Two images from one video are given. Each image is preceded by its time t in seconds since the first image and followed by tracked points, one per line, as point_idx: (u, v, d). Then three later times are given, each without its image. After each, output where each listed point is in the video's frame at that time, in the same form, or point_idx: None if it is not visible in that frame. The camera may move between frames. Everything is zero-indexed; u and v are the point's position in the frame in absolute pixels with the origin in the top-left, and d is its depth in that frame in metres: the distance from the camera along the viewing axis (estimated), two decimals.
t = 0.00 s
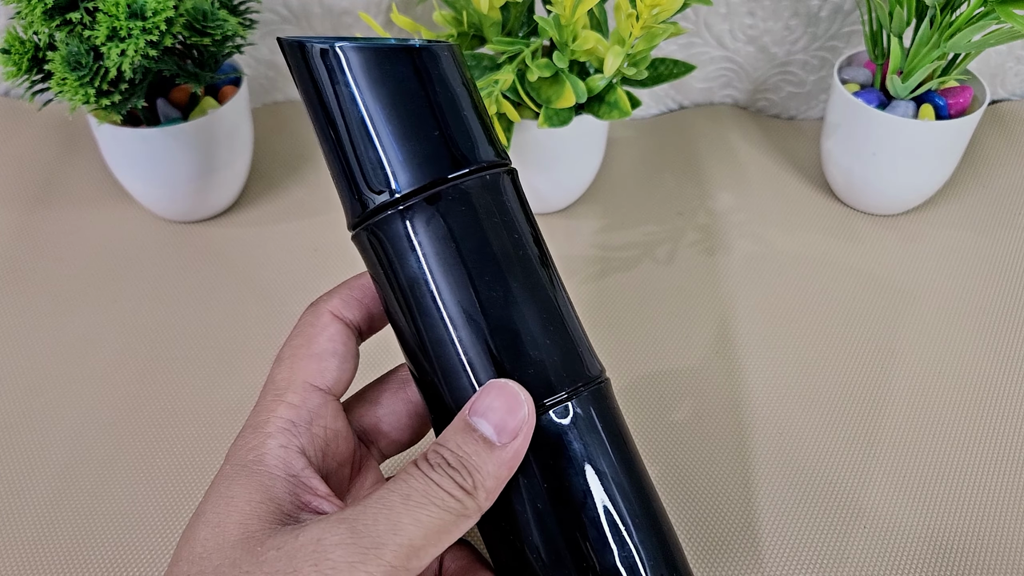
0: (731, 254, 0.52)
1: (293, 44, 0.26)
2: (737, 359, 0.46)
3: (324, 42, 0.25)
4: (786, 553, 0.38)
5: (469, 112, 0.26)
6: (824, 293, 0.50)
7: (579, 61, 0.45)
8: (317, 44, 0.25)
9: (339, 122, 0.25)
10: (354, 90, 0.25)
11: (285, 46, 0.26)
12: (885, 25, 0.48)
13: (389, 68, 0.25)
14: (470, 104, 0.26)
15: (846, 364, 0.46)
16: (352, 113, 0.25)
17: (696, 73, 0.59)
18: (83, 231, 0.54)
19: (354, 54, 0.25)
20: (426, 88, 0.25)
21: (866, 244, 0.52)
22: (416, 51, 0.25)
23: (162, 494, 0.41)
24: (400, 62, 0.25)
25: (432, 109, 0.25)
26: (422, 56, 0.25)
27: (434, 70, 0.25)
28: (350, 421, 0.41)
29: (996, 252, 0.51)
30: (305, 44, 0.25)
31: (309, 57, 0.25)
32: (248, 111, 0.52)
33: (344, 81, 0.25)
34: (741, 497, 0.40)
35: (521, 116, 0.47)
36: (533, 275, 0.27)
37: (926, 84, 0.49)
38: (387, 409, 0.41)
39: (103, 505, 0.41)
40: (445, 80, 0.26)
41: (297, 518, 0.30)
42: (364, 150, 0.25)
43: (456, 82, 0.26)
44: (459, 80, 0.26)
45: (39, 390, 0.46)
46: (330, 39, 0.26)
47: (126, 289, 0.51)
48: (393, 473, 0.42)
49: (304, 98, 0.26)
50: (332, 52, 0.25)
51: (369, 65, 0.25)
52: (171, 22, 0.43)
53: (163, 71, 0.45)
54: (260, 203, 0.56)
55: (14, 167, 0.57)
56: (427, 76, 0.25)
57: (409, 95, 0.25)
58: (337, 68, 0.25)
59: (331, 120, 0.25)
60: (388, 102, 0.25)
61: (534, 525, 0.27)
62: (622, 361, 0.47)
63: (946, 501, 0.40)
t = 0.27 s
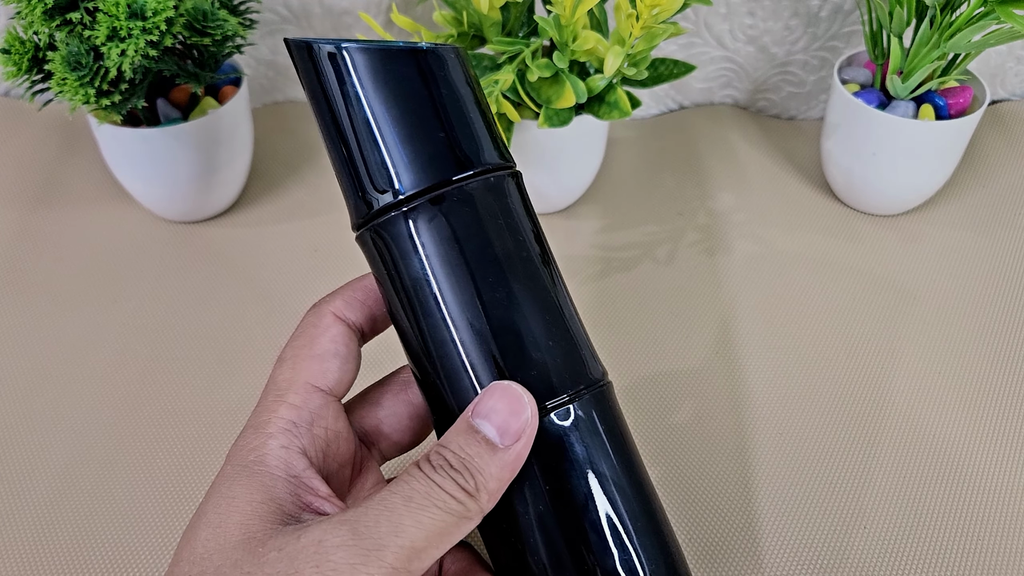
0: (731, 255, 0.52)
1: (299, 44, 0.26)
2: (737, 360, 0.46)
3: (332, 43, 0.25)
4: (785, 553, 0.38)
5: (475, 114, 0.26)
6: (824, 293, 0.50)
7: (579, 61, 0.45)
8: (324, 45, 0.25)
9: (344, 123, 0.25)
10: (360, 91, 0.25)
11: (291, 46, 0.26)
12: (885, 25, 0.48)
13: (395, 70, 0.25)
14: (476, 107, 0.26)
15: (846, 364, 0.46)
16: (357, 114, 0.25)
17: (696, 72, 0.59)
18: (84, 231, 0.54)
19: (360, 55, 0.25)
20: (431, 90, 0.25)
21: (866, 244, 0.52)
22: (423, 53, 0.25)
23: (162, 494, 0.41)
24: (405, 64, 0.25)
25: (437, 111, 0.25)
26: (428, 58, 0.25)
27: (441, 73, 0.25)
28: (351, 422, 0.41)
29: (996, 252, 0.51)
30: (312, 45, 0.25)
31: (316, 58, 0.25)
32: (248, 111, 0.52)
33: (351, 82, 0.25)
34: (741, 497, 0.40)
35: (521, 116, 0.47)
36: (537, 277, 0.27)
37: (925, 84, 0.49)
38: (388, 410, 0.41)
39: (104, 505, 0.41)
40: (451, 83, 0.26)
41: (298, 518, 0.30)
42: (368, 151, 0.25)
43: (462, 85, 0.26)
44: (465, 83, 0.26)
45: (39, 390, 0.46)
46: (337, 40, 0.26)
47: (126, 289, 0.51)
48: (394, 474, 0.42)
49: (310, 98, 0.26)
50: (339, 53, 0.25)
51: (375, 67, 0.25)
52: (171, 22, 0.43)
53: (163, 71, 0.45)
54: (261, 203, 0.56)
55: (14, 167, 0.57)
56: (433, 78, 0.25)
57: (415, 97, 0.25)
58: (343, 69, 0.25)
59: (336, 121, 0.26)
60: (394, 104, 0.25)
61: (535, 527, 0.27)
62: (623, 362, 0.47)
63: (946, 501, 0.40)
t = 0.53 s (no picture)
0: (731, 255, 0.52)
1: (311, 45, 0.26)
2: (737, 359, 0.46)
3: (344, 45, 0.25)
4: (785, 553, 0.38)
5: (485, 119, 0.26)
6: (824, 294, 0.50)
7: (579, 61, 0.45)
8: (337, 46, 0.25)
9: (354, 125, 0.25)
10: (371, 92, 0.25)
11: (304, 47, 0.26)
12: (885, 25, 0.48)
13: (407, 72, 0.25)
14: (486, 111, 0.26)
15: (847, 365, 0.46)
16: (367, 115, 0.25)
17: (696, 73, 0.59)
18: (83, 231, 0.54)
19: (372, 57, 0.25)
20: (441, 94, 0.25)
21: (867, 244, 0.52)
22: (434, 57, 0.25)
23: (162, 494, 0.41)
24: (417, 67, 0.25)
25: (447, 115, 0.25)
26: (439, 62, 0.25)
27: (451, 77, 0.25)
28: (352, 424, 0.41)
29: (996, 252, 0.51)
30: (325, 46, 0.26)
31: (328, 59, 0.25)
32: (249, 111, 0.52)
33: (362, 84, 0.25)
34: (742, 497, 0.40)
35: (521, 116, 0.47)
36: (543, 281, 0.27)
37: (926, 84, 0.49)
38: (389, 413, 0.41)
39: (104, 505, 0.41)
40: (462, 87, 0.26)
41: (300, 519, 0.30)
42: (376, 153, 0.25)
43: (472, 89, 0.26)
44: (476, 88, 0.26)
45: (39, 390, 0.46)
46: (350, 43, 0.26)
47: (127, 290, 0.51)
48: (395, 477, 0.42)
49: (321, 99, 0.26)
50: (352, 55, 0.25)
51: (386, 69, 0.25)
52: (171, 22, 0.43)
53: (163, 71, 0.45)
54: (261, 204, 0.56)
55: (14, 167, 0.57)
56: (443, 82, 0.25)
57: (425, 100, 0.25)
58: (355, 71, 0.25)
59: (346, 122, 0.26)
60: (404, 107, 0.25)
61: (537, 532, 0.27)
62: (623, 362, 0.47)
63: (947, 501, 0.40)
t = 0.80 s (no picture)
0: (731, 255, 0.52)
1: (317, 46, 0.26)
2: (737, 359, 0.46)
3: (349, 45, 0.25)
4: (785, 553, 0.38)
5: (489, 121, 0.26)
6: (824, 294, 0.50)
7: (579, 61, 0.45)
8: (342, 47, 0.25)
9: (358, 125, 0.25)
10: (376, 94, 0.25)
11: (309, 46, 0.26)
12: (885, 25, 0.48)
13: (412, 74, 0.25)
14: (490, 113, 0.26)
15: (847, 365, 0.46)
16: (371, 116, 0.25)
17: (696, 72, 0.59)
18: (83, 231, 0.54)
19: (377, 58, 0.25)
20: (446, 96, 0.25)
21: (867, 244, 0.52)
22: (439, 59, 0.25)
23: (162, 495, 0.41)
24: (422, 68, 0.25)
25: (451, 116, 0.25)
26: (444, 64, 0.25)
27: (456, 79, 0.25)
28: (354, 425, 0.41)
29: (996, 253, 0.51)
30: (330, 46, 0.25)
31: (333, 60, 0.25)
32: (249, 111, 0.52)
33: (367, 84, 0.25)
34: (742, 497, 0.40)
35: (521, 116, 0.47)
36: (546, 283, 0.27)
37: (926, 84, 0.49)
38: (391, 416, 0.41)
39: (104, 505, 0.41)
40: (466, 89, 0.26)
41: (301, 519, 0.30)
42: (380, 153, 0.25)
43: (476, 91, 0.26)
44: (480, 89, 0.26)
45: (39, 391, 0.46)
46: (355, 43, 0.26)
47: (127, 290, 0.51)
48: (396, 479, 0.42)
49: (326, 99, 0.26)
50: (357, 56, 0.25)
51: (391, 70, 0.25)
52: (171, 22, 0.42)
53: (163, 71, 0.45)
54: (261, 204, 0.56)
55: (14, 167, 0.57)
56: (448, 84, 0.25)
57: (429, 102, 0.25)
58: (360, 71, 0.25)
59: (350, 123, 0.26)
60: (408, 108, 0.25)
61: (538, 535, 0.27)
62: (623, 362, 0.47)
63: (947, 501, 0.40)
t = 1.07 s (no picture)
0: (731, 255, 0.52)
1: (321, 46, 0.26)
2: (737, 359, 0.46)
3: (353, 47, 0.25)
4: (785, 553, 0.38)
5: (492, 122, 0.26)
6: (824, 294, 0.50)
7: (579, 61, 0.45)
8: (346, 49, 0.25)
9: (362, 127, 0.25)
10: (379, 94, 0.25)
11: (313, 49, 0.26)
12: (885, 25, 0.48)
13: (415, 75, 0.25)
14: (493, 116, 0.26)
15: (846, 365, 0.46)
16: (374, 118, 0.25)
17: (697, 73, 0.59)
18: (83, 231, 0.54)
19: (381, 59, 0.25)
20: (449, 98, 0.25)
21: (866, 244, 0.52)
22: (443, 61, 0.25)
23: (161, 494, 0.41)
24: (425, 69, 0.25)
25: (454, 118, 0.25)
26: (448, 66, 0.25)
27: (459, 81, 0.25)
28: (354, 425, 0.41)
29: (996, 253, 0.51)
30: (334, 49, 0.25)
31: (337, 62, 0.25)
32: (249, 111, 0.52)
33: (371, 87, 0.25)
34: (742, 497, 0.40)
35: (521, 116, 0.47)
36: (548, 284, 0.27)
37: (925, 84, 0.49)
38: (392, 417, 0.41)
39: (103, 505, 0.41)
40: (469, 91, 0.26)
41: (298, 518, 0.30)
42: (382, 155, 0.25)
43: (480, 93, 0.26)
44: (484, 91, 0.26)
45: (38, 390, 0.46)
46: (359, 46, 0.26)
47: (126, 290, 0.51)
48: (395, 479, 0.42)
49: (330, 99, 0.26)
50: (361, 58, 0.25)
51: (395, 72, 0.25)
52: (171, 22, 0.43)
53: (163, 71, 0.45)
54: (261, 204, 0.56)
55: (14, 167, 0.57)
56: (451, 86, 0.25)
57: (433, 104, 0.25)
58: (364, 74, 0.25)
59: (353, 124, 0.26)
60: (411, 110, 0.25)
61: (537, 537, 0.27)
62: (623, 362, 0.47)
63: (947, 501, 0.40)
